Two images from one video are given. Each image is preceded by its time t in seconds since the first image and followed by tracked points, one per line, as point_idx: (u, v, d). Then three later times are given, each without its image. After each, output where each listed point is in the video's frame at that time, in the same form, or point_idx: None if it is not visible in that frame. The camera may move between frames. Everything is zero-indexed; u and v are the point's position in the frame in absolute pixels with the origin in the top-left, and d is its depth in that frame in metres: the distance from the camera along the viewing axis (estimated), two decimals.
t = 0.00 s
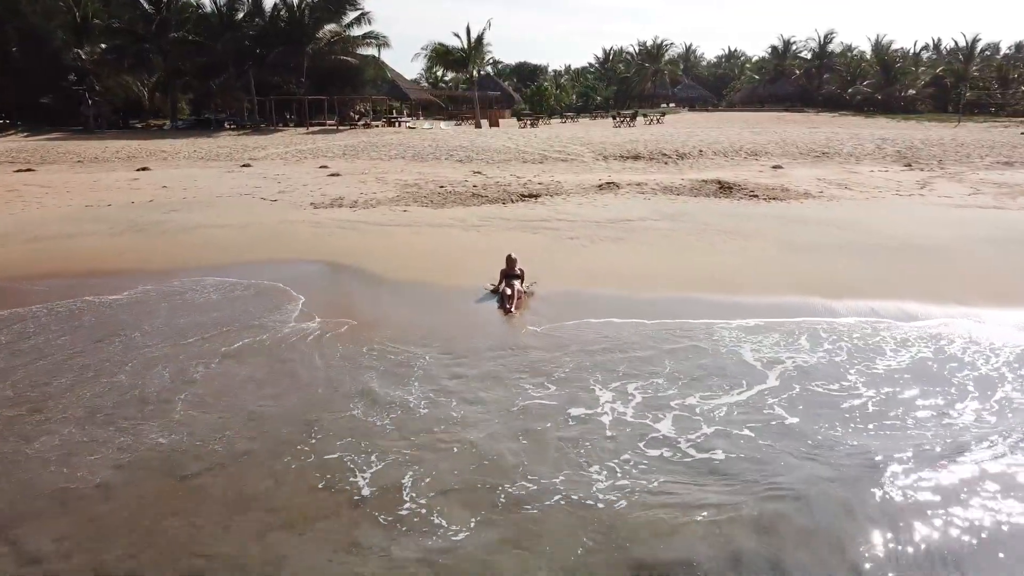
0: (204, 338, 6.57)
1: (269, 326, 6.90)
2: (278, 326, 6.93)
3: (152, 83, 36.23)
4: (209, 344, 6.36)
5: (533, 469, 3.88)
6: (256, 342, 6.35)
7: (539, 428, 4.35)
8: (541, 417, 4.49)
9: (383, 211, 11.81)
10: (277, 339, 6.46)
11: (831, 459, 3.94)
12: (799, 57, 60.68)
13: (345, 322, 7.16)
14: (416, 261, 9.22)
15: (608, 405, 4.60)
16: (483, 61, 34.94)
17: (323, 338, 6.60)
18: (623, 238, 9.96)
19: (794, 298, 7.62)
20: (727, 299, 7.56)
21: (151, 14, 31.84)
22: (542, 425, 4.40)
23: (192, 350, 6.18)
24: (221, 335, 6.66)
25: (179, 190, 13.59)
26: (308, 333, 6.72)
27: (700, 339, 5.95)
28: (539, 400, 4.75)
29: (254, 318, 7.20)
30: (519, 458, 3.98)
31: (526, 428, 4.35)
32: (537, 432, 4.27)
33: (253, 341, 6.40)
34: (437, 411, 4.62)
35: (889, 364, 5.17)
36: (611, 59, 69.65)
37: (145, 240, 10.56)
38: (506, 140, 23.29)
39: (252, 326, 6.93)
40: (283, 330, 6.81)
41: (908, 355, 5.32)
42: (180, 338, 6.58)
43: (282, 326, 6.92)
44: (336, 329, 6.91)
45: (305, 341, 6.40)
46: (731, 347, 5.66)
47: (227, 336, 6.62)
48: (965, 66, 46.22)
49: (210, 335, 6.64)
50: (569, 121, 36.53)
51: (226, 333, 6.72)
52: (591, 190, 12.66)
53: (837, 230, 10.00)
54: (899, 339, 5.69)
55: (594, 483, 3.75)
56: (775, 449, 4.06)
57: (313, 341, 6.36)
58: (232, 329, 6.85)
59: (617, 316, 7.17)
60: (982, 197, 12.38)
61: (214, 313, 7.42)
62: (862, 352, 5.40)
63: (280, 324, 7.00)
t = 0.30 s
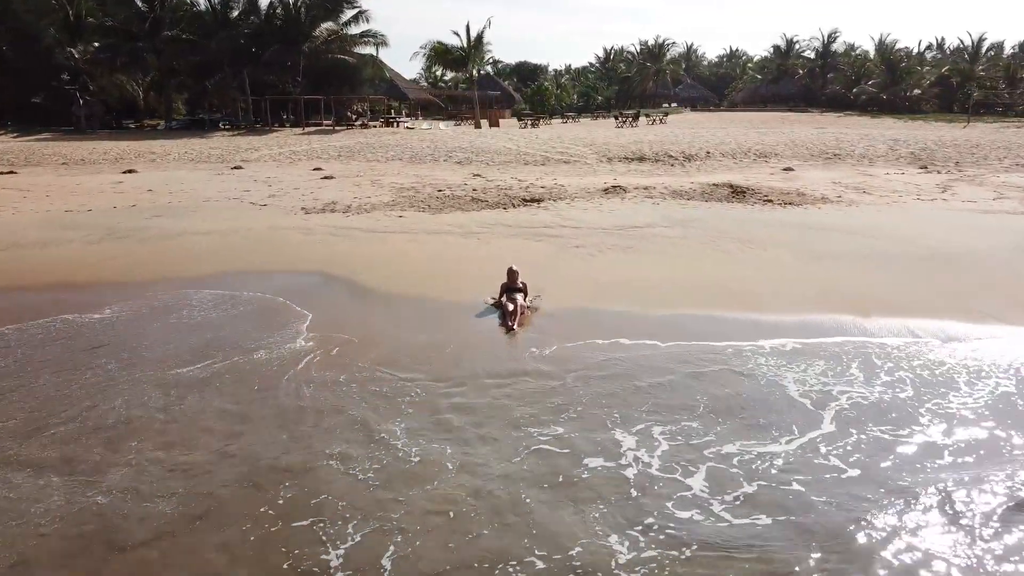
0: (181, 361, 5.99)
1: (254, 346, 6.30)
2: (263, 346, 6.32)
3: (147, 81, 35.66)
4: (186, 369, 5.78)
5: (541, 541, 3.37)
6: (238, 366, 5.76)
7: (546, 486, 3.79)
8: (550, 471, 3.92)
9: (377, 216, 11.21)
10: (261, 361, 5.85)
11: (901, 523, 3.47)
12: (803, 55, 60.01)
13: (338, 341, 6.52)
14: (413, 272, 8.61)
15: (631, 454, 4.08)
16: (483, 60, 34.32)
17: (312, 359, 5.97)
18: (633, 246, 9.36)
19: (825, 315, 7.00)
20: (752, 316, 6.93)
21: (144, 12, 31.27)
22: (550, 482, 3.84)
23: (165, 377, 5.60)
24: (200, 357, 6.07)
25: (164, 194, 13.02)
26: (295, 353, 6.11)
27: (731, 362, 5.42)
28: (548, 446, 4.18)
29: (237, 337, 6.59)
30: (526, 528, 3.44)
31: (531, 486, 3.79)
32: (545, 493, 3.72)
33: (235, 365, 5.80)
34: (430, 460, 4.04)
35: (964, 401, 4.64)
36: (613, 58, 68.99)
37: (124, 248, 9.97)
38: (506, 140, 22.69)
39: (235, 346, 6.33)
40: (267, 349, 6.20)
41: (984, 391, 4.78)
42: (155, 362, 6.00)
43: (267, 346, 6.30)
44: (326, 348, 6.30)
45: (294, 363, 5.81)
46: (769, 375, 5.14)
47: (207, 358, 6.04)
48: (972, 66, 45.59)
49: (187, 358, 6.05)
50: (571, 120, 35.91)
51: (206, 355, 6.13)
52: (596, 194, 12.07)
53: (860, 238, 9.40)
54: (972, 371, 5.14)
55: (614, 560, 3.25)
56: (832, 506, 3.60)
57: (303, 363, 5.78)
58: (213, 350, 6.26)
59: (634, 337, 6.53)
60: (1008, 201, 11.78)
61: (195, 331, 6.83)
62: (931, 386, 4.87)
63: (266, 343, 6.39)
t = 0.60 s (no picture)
0: (151, 391, 5.40)
1: (234, 372, 5.70)
2: (245, 371, 5.72)
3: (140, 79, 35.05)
4: (156, 402, 5.20)
5: None
6: (214, 398, 5.17)
7: (556, 570, 3.27)
8: (561, 548, 3.40)
9: (371, 222, 10.61)
10: (239, 392, 5.25)
11: None
12: (806, 54, 59.44)
13: (328, 364, 5.90)
14: (409, 284, 8.01)
15: (664, 525, 3.55)
16: (483, 59, 33.70)
17: (297, 387, 5.35)
18: (643, 256, 8.77)
19: (858, 336, 6.41)
20: (779, 338, 6.33)
21: (137, 10, 30.69)
22: (561, 564, 3.31)
23: (130, 413, 5.01)
24: (172, 387, 5.48)
25: (148, 198, 12.43)
26: (278, 379, 5.51)
27: (757, 403, 4.84)
28: (558, 512, 3.65)
29: (216, 361, 6.00)
30: None
31: (539, 569, 3.26)
32: None
33: (210, 396, 5.21)
34: (422, 532, 3.52)
35: None
36: (614, 58, 68.44)
37: (100, 258, 9.39)
38: (507, 141, 22.08)
39: (213, 372, 5.74)
40: (247, 376, 5.60)
41: None
42: (123, 392, 5.42)
43: (248, 372, 5.71)
44: (313, 372, 5.69)
45: (275, 392, 5.23)
46: (804, 420, 4.56)
47: (180, 387, 5.45)
48: (978, 66, 45.06)
49: (159, 388, 5.47)
50: (572, 120, 35.31)
51: (180, 383, 5.55)
52: (602, 198, 11.49)
53: (886, 247, 8.81)
54: None
55: None
56: None
57: (284, 393, 5.20)
58: (189, 377, 5.67)
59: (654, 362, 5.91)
60: None
61: (171, 354, 6.24)
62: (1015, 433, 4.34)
63: (247, 368, 5.78)
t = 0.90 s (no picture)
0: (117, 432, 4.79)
1: (213, 408, 5.09)
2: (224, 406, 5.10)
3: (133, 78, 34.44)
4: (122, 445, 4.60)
5: None
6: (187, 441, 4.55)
7: None
8: None
9: (364, 228, 10.02)
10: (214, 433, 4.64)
11: None
12: (809, 53, 58.84)
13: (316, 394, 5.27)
14: (404, 299, 7.42)
15: None
16: (482, 57, 33.09)
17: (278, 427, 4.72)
18: (655, 267, 8.16)
19: (900, 360, 5.80)
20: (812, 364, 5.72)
21: (131, 8, 30.13)
22: None
23: (103, 457, 4.46)
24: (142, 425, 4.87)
25: (131, 202, 11.85)
26: (259, 416, 4.89)
27: (789, 455, 4.25)
28: None
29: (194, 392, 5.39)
30: None
31: None
32: None
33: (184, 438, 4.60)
34: None
35: None
36: (614, 57, 67.90)
37: (74, 267, 8.81)
38: (508, 142, 21.45)
39: (189, 407, 5.13)
40: (233, 409, 5.03)
41: None
42: (86, 432, 4.82)
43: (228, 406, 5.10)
44: (299, 404, 5.07)
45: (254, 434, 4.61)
46: (848, 481, 3.99)
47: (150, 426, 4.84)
48: (984, 65, 44.49)
49: (126, 426, 4.86)
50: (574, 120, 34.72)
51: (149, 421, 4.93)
52: (609, 202, 10.89)
53: (915, 257, 8.22)
54: None
55: None
56: None
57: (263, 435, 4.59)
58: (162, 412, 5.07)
59: (681, 391, 5.27)
60: None
61: (144, 382, 5.64)
62: None
63: (227, 403, 5.16)
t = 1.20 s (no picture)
0: (76, 484, 4.18)
1: (190, 457, 4.45)
2: (202, 455, 4.46)
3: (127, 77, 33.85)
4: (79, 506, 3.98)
5: None
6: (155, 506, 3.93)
7: None
8: None
9: (356, 235, 9.41)
10: (186, 494, 4.01)
11: None
12: (813, 53, 58.28)
13: (305, 437, 4.61)
14: (399, 316, 6.80)
15: None
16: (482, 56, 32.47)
17: (258, 485, 4.07)
18: (669, 279, 7.53)
19: (950, 393, 5.18)
20: (851, 397, 5.09)
21: (122, 5, 29.50)
22: None
23: (63, 522, 3.84)
24: (105, 479, 4.24)
25: (111, 206, 11.23)
26: (240, 469, 4.25)
27: (842, 526, 3.61)
28: None
29: (170, 434, 4.76)
30: None
31: None
32: None
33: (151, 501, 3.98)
34: None
35: None
36: (615, 57, 67.35)
37: (43, 277, 8.20)
38: (509, 142, 20.84)
39: (162, 454, 4.50)
40: (220, 459, 4.40)
41: None
42: (41, 485, 4.21)
43: (207, 455, 4.46)
44: (286, 453, 4.41)
45: (231, 495, 3.98)
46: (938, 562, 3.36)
47: (115, 481, 4.21)
48: (991, 64, 43.94)
49: (87, 478, 4.25)
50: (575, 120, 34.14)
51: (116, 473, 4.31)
52: (616, 207, 10.29)
53: (950, 269, 7.62)
54: None
55: None
56: None
57: (241, 497, 3.96)
58: (131, 461, 4.45)
59: (713, 432, 4.62)
60: None
61: (115, 419, 5.02)
62: None
63: (205, 450, 4.53)
